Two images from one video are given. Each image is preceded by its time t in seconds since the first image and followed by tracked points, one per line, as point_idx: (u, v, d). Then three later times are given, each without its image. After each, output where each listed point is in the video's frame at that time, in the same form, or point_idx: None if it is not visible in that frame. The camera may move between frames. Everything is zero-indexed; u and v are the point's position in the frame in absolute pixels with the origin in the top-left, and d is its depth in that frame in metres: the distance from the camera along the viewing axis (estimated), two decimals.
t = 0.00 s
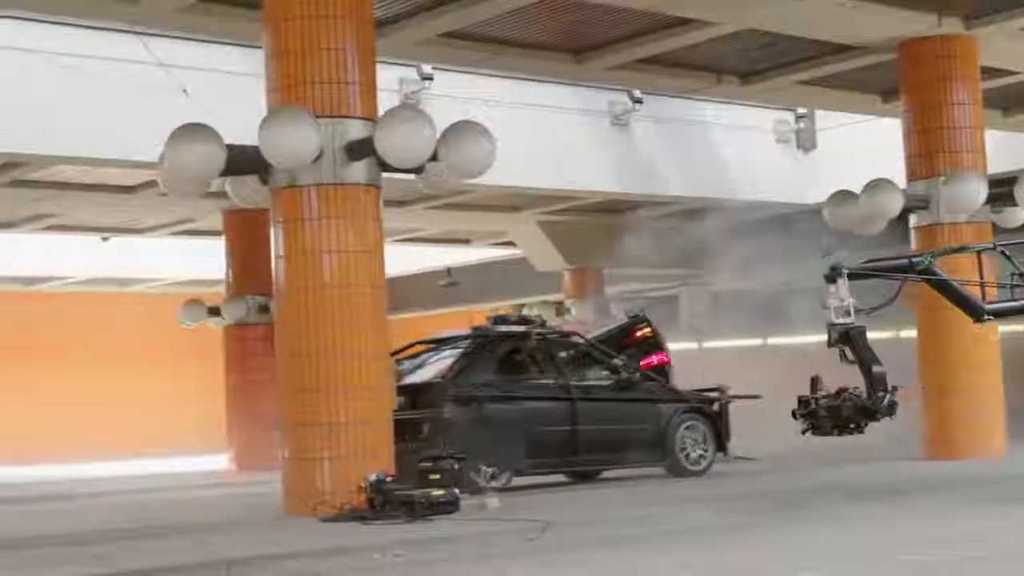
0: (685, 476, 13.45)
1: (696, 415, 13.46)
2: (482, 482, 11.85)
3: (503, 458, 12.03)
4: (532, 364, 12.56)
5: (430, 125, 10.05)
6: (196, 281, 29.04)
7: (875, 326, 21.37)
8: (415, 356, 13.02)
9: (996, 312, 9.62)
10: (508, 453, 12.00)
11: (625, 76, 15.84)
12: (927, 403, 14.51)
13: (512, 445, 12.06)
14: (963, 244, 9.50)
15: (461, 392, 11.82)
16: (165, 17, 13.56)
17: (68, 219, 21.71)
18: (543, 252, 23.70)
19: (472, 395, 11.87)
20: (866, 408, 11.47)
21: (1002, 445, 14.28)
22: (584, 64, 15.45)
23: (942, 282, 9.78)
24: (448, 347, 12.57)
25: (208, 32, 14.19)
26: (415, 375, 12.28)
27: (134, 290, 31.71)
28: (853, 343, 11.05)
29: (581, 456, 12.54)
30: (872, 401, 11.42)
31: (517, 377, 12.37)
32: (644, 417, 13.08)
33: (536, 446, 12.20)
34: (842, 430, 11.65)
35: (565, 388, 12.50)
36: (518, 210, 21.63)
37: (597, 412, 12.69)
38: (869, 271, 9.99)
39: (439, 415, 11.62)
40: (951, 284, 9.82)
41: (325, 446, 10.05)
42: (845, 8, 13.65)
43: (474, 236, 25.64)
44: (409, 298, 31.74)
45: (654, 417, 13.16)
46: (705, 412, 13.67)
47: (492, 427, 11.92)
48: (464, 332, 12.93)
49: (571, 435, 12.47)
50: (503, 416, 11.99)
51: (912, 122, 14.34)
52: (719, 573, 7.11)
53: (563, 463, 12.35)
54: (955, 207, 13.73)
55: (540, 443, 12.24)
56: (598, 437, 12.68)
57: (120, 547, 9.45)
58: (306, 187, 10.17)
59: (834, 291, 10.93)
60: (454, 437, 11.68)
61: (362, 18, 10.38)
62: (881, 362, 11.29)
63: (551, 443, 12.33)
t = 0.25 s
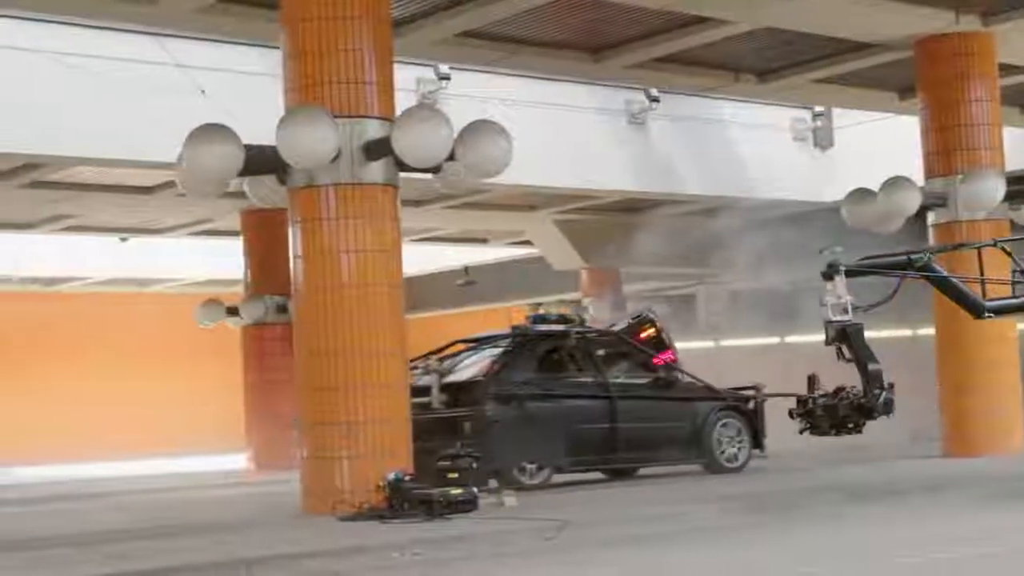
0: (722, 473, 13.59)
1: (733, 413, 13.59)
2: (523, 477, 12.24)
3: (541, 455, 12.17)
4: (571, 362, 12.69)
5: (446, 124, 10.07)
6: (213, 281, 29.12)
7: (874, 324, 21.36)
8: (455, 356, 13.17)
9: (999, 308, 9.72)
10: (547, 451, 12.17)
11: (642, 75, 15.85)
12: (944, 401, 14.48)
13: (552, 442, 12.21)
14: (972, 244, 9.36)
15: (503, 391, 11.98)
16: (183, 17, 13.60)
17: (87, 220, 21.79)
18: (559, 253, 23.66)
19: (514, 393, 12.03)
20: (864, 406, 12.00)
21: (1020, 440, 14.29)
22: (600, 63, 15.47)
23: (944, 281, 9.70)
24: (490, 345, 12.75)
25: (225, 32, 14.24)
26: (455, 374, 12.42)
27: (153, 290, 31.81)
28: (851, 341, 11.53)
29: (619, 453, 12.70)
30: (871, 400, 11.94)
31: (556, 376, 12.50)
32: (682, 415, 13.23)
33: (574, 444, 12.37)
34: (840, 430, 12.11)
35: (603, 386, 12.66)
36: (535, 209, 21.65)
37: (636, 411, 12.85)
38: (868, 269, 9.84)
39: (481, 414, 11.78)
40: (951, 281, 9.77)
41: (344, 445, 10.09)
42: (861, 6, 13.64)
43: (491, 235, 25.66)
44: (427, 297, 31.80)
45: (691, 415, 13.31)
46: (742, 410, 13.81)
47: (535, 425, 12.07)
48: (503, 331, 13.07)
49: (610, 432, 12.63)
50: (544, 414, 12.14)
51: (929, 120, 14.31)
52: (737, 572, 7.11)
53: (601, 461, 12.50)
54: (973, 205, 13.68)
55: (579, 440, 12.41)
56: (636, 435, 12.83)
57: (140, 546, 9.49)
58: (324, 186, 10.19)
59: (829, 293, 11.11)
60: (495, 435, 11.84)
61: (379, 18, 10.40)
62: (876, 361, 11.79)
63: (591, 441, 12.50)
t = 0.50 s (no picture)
0: (758, 471, 13.71)
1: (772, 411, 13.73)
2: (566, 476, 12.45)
3: (578, 452, 12.40)
4: (608, 360, 12.95)
5: (464, 126, 10.15)
6: (233, 281, 29.26)
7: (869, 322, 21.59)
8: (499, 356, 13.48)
9: (996, 308, 10.02)
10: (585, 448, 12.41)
11: (659, 76, 15.93)
12: (962, 400, 14.53)
13: (590, 440, 12.46)
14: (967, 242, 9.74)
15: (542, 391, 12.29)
16: (203, 20, 13.72)
17: (108, 221, 21.94)
18: (576, 254, 24.08)
19: (556, 393, 12.34)
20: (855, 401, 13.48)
21: None
22: (617, 63, 15.54)
23: (940, 278, 10.03)
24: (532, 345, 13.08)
25: (245, 35, 14.36)
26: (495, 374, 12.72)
27: (173, 291, 31.97)
28: (843, 335, 13.44)
29: (655, 450, 12.91)
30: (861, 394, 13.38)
31: (592, 374, 12.75)
32: (718, 413, 13.39)
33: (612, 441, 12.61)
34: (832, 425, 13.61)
35: (641, 385, 12.89)
36: (553, 209, 21.74)
37: (674, 409, 13.06)
38: (864, 268, 10.28)
39: (520, 412, 12.09)
40: (948, 280, 10.09)
41: (363, 445, 10.19)
42: (876, 6, 13.69)
43: (510, 235, 25.75)
44: (446, 298, 31.89)
45: (727, 414, 13.44)
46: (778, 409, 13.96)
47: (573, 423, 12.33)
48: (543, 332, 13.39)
49: (646, 430, 12.84)
50: (582, 413, 12.42)
51: (943, 118, 14.40)
52: (755, 568, 7.18)
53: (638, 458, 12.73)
54: (990, 204, 13.67)
55: (617, 437, 12.65)
56: (673, 433, 13.04)
57: (164, 545, 9.60)
58: (342, 187, 10.28)
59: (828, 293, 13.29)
60: (534, 433, 12.14)
61: (395, 19, 10.49)
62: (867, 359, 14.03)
63: (628, 438, 12.74)
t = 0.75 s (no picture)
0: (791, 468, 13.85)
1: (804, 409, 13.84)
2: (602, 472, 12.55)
3: (614, 451, 12.45)
4: (645, 359, 12.99)
5: (480, 126, 10.14)
6: (250, 281, 29.31)
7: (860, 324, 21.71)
8: (531, 353, 13.36)
9: (994, 306, 9.87)
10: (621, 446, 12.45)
11: (675, 75, 15.92)
12: (980, 400, 14.51)
13: (627, 439, 12.51)
14: (964, 240, 9.61)
15: (581, 390, 12.24)
16: (220, 21, 13.75)
17: (125, 222, 21.99)
18: (593, 253, 24.23)
19: (595, 392, 12.28)
20: (852, 405, 13.40)
21: None
22: (634, 63, 15.55)
23: (937, 276, 9.92)
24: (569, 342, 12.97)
25: (262, 35, 14.39)
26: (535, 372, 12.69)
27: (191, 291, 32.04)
28: (840, 336, 12.36)
29: (692, 448, 13.00)
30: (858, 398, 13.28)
31: (631, 373, 12.75)
32: (753, 411, 13.50)
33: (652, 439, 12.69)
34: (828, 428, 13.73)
35: (677, 383, 12.93)
36: (569, 208, 21.74)
37: (709, 407, 13.12)
38: (861, 268, 10.19)
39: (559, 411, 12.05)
40: (946, 278, 9.97)
41: (380, 445, 10.20)
42: (894, 4, 13.67)
43: (526, 235, 25.76)
44: (463, 298, 31.91)
45: (762, 412, 13.57)
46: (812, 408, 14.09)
47: (612, 422, 12.36)
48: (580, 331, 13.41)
49: (683, 429, 12.91)
50: (620, 411, 12.43)
51: (962, 118, 14.35)
52: (771, 567, 7.17)
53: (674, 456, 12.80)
54: (1008, 203, 13.62)
55: (653, 435, 12.71)
56: (708, 431, 13.12)
57: (182, 544, 9.63)
58: (359, 187, 10.29)
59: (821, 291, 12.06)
60: (573, 432, 12.11)
61: (411, 19, 10.50)
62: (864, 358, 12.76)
63: (664, 436, 12.78)
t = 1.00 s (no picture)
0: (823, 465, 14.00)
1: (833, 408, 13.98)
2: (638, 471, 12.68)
3: (649, 448, 12.58)
4: (677, 358, 13.15)
5: (495, 125, 10.15)
6: (265, 281, 29.35)
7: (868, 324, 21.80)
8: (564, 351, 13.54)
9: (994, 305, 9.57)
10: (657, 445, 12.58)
11: (690, 76, 15.91)
12: (996, 399, 14.48)
13: (662, 436, 12.64)
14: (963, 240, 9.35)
15: (617, 387, 12.38)
16: (236, 21, 13.77)
17: (141, 223, 22.04)
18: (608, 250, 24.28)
19: (630, 390, 12.42)
20: (844, 405, 13.48)
21: None
22: (648, 63, 15.55)
23: (933, 275, 9.69)
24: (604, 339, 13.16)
25: (278, 36, 14.41)
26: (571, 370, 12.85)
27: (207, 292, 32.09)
28: (832, 335, 12.52)
29: (725, 446, 13.14)
30: (851, 398, 13.38)
31: (665, 372, 12.91)
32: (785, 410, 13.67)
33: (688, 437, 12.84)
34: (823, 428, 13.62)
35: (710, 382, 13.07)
36: (583, 208, 21.75)
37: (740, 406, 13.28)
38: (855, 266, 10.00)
39: (596, 409, 12.19)
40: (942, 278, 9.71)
41: (395, 445, 10.21)
42: (909, 4, 13.66)
43: (541, 234, 25.77)
44: (477, 298, 31.92)
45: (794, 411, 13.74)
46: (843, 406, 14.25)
47: (648, 420, 12.49)
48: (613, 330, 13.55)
49: (716, 427, 13.07)
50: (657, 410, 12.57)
51: (977, 117, 14.30)
52: (787, 568, 7.16)
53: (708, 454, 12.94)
54: None
55: (687, 434, 12.85)
56: (741, 430, 13.27)
57: (199, 544, 9.66)
58: (374, 187, 10.30)
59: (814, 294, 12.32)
60: (608, 430, 12.24)
61: (426, 19, 10.51)
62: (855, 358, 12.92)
63: (697, 435, 12.92)
